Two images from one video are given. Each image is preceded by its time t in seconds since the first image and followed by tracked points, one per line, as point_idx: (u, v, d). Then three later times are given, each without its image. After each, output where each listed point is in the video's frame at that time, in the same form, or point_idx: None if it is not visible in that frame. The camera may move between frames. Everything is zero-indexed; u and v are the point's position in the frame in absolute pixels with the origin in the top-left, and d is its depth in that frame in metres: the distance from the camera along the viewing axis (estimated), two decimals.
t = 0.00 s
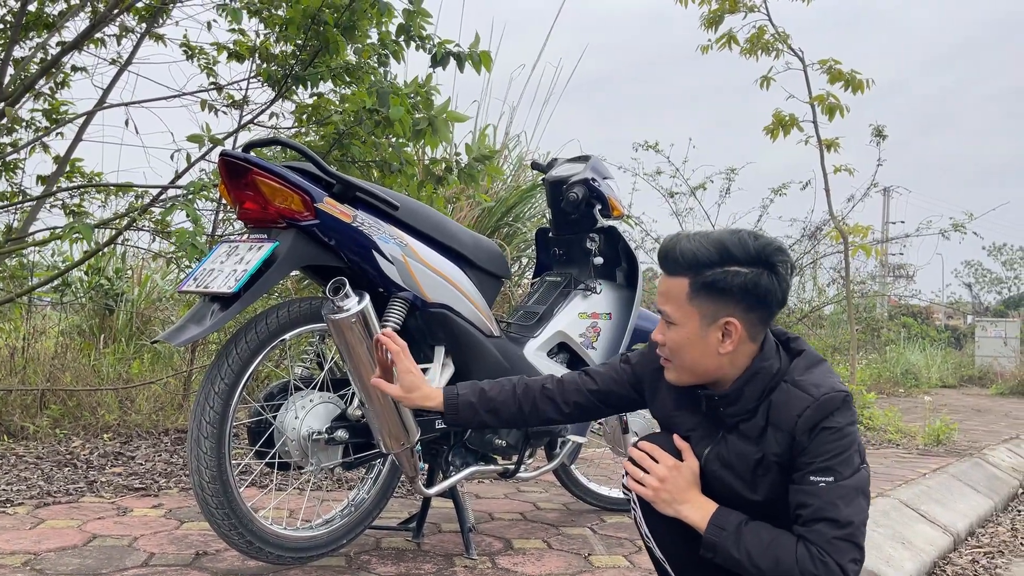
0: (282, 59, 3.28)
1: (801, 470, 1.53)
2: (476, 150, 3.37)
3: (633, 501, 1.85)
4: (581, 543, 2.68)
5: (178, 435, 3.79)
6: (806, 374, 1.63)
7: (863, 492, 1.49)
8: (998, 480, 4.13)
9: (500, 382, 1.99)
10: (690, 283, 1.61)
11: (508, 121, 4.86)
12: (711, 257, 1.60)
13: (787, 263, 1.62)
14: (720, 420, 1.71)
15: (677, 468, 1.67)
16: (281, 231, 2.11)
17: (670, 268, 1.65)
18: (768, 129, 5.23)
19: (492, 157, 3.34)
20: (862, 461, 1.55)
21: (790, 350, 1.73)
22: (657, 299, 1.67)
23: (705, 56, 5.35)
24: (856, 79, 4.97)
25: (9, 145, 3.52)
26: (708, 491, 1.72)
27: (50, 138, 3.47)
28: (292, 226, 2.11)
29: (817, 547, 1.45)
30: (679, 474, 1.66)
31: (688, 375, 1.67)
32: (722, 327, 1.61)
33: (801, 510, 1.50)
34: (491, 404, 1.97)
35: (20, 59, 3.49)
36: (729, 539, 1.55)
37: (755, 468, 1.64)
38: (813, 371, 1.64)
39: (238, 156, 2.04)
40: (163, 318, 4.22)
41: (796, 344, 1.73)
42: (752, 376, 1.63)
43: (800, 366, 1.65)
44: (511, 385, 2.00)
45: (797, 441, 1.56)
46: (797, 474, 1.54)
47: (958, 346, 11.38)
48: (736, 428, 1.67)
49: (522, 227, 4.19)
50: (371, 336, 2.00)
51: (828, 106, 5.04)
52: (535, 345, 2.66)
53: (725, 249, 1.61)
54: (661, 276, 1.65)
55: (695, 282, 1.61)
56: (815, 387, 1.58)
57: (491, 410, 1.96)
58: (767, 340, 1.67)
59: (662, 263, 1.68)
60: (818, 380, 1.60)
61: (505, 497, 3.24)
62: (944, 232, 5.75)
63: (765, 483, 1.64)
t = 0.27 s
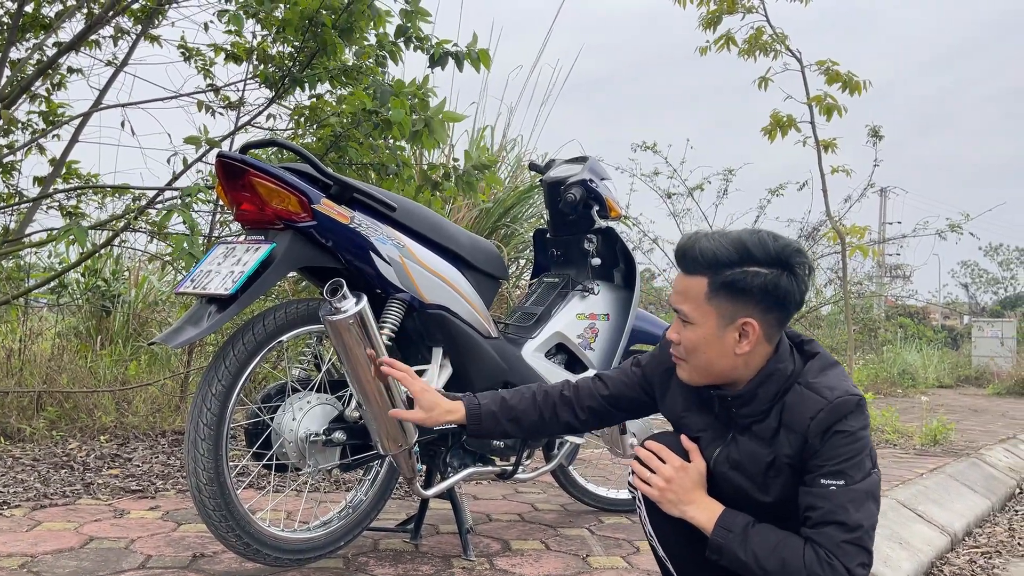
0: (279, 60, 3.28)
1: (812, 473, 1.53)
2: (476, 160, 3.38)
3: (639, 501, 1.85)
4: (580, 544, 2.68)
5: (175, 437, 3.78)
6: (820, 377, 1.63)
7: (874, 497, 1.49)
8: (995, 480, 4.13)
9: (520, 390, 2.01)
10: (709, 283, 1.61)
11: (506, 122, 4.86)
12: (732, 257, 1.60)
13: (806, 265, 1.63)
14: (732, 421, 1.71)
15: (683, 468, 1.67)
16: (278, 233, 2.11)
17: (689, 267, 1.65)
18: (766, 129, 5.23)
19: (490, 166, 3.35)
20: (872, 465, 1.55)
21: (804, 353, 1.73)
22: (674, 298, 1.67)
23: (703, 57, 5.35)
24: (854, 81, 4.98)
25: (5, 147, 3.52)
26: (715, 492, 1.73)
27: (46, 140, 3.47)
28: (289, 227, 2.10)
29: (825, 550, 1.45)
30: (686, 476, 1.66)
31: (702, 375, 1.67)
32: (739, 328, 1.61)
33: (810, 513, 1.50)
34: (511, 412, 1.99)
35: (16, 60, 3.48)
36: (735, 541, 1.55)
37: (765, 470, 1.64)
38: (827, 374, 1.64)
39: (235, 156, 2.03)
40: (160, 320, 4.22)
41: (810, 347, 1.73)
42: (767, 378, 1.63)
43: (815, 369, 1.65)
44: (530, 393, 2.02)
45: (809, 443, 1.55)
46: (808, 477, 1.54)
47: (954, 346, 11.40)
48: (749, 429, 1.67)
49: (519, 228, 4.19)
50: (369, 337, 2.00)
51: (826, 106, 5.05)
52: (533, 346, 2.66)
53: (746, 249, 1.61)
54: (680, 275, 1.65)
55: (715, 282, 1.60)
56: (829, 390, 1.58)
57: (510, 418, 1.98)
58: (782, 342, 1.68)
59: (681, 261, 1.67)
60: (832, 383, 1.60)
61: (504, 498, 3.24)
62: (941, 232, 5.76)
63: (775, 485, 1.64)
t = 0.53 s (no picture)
0: (275, 62, 3.27)
1: (814, 475, 1.53)
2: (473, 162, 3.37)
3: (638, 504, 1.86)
4: (577, 545, 2.68)
5: (172, 438, 3.77)
6: (820, 378, 1.62)
7: (875, 497, 1.48)
8: (992, 481, 4.14)
9: (517, 408, 2.04)
10: (712, 283, 1.61)
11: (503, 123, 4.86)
12: (735, 257, 1.60)
13: (807, 268, 1.64)
14: (732, 424, 1.71)
15: (682, 472, 1.68)
16: (274, 234, 2.11)
17: (691, 267, 1.65)
18: (762, 130, 5.23)
19: (488, 169, 3.34)
20: (873, 465, 1.54)
21: (803, 354, 1.73)
22: (676, 298, 1.66)
23: (699, 58, 5.36)
24: (850, 82, 4.98)
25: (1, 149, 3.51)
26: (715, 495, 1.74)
27: (42, 141, 3.46)
28: (286, 229, 2.10)
29: (828, 552, 1.45)
30: (685, 479, 1.67)
31: (702, 377, 1.67)
32: (741, 329, 1.61)
33: (812, 514, 1.50)
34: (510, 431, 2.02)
35: (12, 61, 3.48)
36: (738, 544, 1.56)
37: (766, 472, 1.64)
38: (827, 375, 1.63)
39: (231, 158, 2.03)
40: (157, 322, 4.21)
41: (809, 348, 1.73)
42: (767, 379, 1.63)
43: (814, 370, 1.65)
44: (528, 409, 2.04)
45: (810, 444, 1.55)
46: (810, 479, 1.54)
47: (951, 347, 11.42)
48: (749, 432, 1.67)
49: (517, 230, 4.19)
50: (365, 339, 2.00)
51: (823, 107, 5.05)
52: (530, 347, 2.66)
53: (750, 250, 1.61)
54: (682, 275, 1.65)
55: (717, 282, 1.60)
56: (829, 391, 1.57)
57: (510, 437, 2.01)
58: (782, 343, 1.68)
59: (683, 262, 1.67)
60: (832, 384, 1.60)
61: (501, 499, 3.24)
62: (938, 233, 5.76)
63: (776, 487, 1.64)
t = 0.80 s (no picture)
0: (271, 63, 3.27)
1: (799, 476, 1.53)
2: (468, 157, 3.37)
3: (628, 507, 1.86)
4: (573, 546, 2.68)
5: (168, 440, 3.77)
6: (803, 379, 1.62)
7: (860, 498, 1.48)
8: (988, 481, 4.14)
9: (514, 415, 2.03)
10: (689, 289, 1.60)
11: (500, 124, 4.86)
12: (711, 263, 1.59)
13: (785, 270, 1.63)
14: (718, 427, 1.71)
15: (671, 472, 1.68)
16: (270, 235, 2.10)
17: (669, 273, 1.64)
18: (759, 131, 5.24)
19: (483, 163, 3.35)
20: (859, 466, 1.54)
21: (787, 355, 1.73)
22: (655, 305, 1.66)
23: (696, 59, 5.37)
24: (847, 82, 4.99)
25: None
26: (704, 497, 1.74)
27: (39, 142, 3.45)
28: (282, 229, 2.10)
29: (814, 554, 1.45)
30: (675, 480, 1.67)
31: (685, 383, 1.67)
32: (721, 334, 1.61)
33: (798, 516, 1.50)
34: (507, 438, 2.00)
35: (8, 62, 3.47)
36: (725, 545, 1.56)
37: (751, 474, 1.65)
38: (811, 376, 1.64)
39: (226, 159, 2.02)
40: (153, 323, 4.20)
41: (793, 349, 1.73)
42: (750, 382, 1.63)
43: (798, 371, 1.65)
44: (525, 417, 2.03)
45: (794, 446, 1.55)
46: (795, 480, 1.54)
47: (948, 347, 11.44)
48: (734, 434, 1.67)
49: (514, 230, 4.19)
50: (361, 339, 1.99)
51: (819, 108, 5.06)
52: (527, 348, 2.66)
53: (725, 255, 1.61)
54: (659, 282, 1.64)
55: (694, 288, 1.60)
56: (812, 392, 1.58)
57: (509, 443, 2.00)
58: (764, 345, 1.68)
59: (661, 269, 1.67)
60: (815, 385, 1.60)
61: (497, 500, 3.24)
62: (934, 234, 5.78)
63: (762, 488, 1.65)
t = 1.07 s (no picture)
0: (268, 63, 3.27)
1: (786, 478, 1.53)
2: (463, 149, 3.34)
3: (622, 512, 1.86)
4: (571, 547, 2.68)
5: (165, 441, 3.76)
6: (786, 380, 1.63)
7: (849, 497, 1.48)
8: (985, 481, 4.15)
9: (509, 426, 2.03)
10: (666, 298, 1.59)
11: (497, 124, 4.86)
12: (686, 272, 1.59)
13: (763, 273, 1.61)
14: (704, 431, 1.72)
15: (663, 475, 1.68)
16: (267, 235, 2.10)
17: (645, 282, 1.63)
18: (756, 132, 5.25)
19: (479, 155, 3.32)
20: (847, 464, 1.54)
21: (770, 356, 1.74)
22: (633, 315, 1.65)
23: (693, 59, 5.38)
24: (843, 83, 5.00)
25: None
26: (696, 499, 1.74)
27: (35, 143, 3.45)
28: (278, 230, 2.09)
29: (806, 555, 1.45)
30: (666, 484, 1.67)
31: (668, 390, 1.66)
32: (700, 340, 1.60)
33: (788, 518, 1.50)
34: (503, 449, 2.00)
35: (5, 63, 3.47)
36: (718, 548, 1.55)
37: (740, 477, 1.65)
38: (794, 376, 1.64)
39: (223, 159, 2.02)
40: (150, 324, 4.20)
41: (775, 350, 1.73)
42: (732, 386, 1.62)
43: (780, 372, 1.65)
44: (519, 427, 2.03)
45: (779, 448, 1.56)
46: (783, 482, 1.54)
47: (945, 348, 11.46)
48: (721, 437, 1.68)
49: (511, 231, 4.19)
50: (358, 339, 1.98)
51: (816, 108, 5.07)
52: (524, 349, 2.66)
53: (700, 262, 1.59)
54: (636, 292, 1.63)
55: (670, 297, 1.59)
56: (795, 394, 1.58)
57: (504, 454, 1.99)
58: (746, 347, 1.67)
59: (637, 278, 1.66)
60: (798, 386, 1.60)
61: (494, 501, 3.24)
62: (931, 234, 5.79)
63: (752, 490, 1.65)
